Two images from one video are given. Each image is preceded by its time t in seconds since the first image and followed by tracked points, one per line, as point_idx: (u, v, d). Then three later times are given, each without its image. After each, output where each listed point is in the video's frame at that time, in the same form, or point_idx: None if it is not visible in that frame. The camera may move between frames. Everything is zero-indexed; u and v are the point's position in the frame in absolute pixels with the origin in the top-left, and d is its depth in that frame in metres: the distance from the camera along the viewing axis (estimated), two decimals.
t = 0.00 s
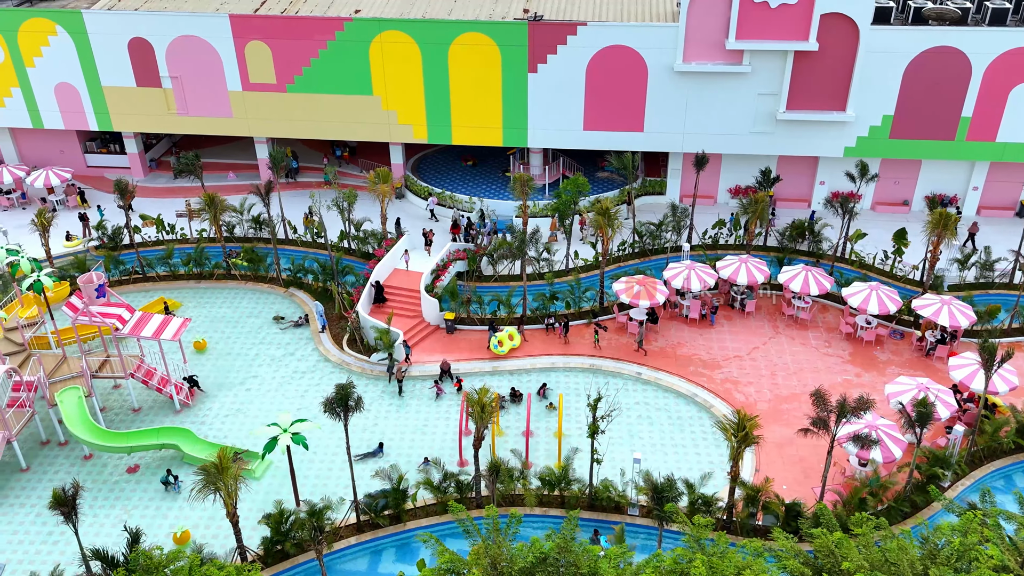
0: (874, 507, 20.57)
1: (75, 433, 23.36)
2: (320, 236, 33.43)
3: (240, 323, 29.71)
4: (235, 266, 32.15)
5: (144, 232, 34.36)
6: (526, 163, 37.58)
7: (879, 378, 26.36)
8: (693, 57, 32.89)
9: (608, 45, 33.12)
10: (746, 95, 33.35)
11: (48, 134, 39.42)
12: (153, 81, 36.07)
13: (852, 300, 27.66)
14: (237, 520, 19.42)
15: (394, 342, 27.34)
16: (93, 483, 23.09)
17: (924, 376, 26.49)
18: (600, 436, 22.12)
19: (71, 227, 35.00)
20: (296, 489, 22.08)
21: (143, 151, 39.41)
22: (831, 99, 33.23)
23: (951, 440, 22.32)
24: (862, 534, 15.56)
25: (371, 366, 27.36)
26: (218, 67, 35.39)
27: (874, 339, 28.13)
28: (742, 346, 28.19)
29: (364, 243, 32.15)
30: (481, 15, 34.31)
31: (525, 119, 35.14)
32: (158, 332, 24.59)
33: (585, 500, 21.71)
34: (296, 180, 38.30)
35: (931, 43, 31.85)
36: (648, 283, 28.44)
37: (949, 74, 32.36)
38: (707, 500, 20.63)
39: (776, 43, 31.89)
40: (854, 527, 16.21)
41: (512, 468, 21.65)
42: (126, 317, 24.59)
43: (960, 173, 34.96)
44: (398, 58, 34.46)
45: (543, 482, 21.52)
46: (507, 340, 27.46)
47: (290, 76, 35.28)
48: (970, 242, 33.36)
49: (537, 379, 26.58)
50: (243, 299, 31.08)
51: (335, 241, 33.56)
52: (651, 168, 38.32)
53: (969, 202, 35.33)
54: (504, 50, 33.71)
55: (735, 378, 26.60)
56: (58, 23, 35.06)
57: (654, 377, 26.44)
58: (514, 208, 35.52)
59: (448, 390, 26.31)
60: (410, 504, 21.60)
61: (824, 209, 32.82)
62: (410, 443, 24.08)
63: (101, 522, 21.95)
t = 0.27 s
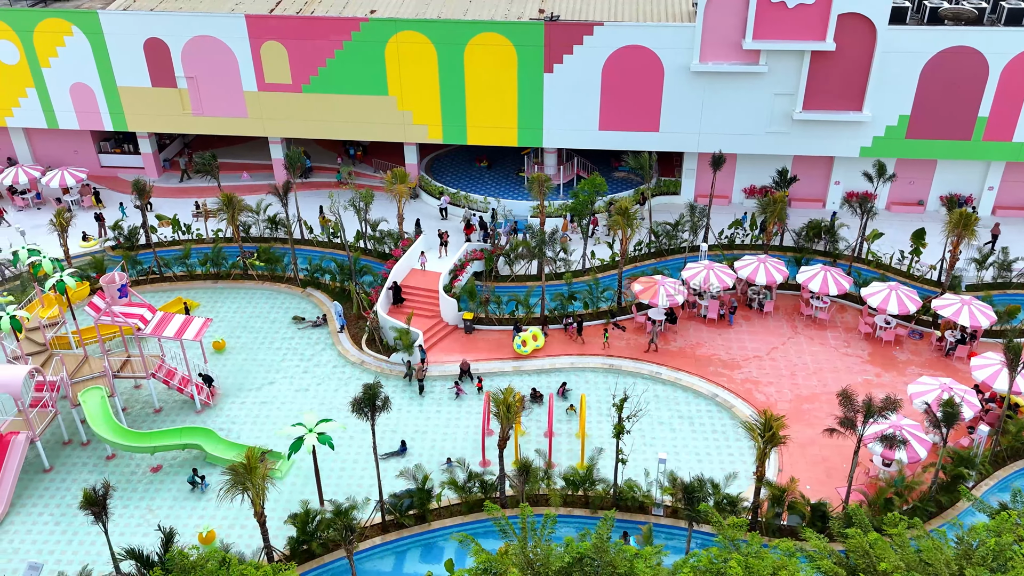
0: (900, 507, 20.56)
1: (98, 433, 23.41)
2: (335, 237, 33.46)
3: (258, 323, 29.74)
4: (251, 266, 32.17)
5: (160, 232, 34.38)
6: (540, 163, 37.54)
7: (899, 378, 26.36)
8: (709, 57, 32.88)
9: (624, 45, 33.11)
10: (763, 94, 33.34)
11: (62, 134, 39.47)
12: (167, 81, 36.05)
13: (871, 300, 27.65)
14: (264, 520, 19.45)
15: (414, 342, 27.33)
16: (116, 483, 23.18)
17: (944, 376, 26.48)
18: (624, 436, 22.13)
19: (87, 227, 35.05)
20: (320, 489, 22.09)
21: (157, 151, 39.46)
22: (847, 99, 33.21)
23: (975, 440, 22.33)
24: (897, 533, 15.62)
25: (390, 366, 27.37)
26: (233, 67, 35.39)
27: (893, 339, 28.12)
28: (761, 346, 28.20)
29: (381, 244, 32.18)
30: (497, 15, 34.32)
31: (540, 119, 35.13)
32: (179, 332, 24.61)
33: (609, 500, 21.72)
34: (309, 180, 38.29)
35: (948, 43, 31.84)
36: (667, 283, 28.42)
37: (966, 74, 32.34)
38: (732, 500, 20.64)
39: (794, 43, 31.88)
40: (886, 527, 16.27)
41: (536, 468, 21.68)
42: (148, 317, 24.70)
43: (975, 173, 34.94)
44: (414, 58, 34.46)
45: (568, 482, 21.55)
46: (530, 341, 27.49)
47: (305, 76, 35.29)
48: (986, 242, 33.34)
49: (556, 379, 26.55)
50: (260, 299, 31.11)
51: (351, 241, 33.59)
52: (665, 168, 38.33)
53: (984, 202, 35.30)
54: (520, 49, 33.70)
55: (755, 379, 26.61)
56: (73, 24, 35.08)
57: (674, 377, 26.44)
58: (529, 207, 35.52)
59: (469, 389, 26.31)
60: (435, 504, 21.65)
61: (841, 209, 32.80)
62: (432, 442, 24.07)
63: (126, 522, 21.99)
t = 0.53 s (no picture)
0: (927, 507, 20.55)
1: (122, 434, 23.39)
2: (352, 237, 33.47)
3: (276, 323, 29.80)
4: (269, 266, 32.17)
5: (176, 232, 34.40)
6: (555, 163, 37.47)
7: (920, 378, 26.36)
8: (726, 57, 32.88)
9: (641, 45, 33.10)
10: (779, 95, 33.33)
11: (77, 134, 39.50)
12: (183, 81, 36.01)
13: (891, 300, 27.65)
14: (292, 520, 19.44)
15: (434, 342, 27.35)
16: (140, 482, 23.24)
17: (965, 376, 26.48)
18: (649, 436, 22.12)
19: (103, 227, 35.07)
20: (345, 489, 22.09)
21: (171, 152, 39.50)
22: (864, 99, 33.21)
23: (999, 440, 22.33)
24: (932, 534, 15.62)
25: (410, 366, 27.40)
26: (249, 67, 35.36)
27: (912, 340, 28.12)
28: (781, 347, 28.22)
29: (398, 244, 32.20)
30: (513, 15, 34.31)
31: (556, 119, 35.10)
32: (202, 333, 24.61)
33: (633, 501, 21.70)
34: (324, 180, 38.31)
35: (966, 43, 31.83)
36: (686, 283, 28.42)
37: (983, 74, 32.34)
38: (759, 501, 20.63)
39: (811, 43, 31.87)
40: (919, 526, 16.27)
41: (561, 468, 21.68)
42: (170, 316, 24.77)
43: (991, 173, 34.93)
44: (430, 58, 34.44)
45: (593, 482, 21.53)
46: (554, 342, 27.42)
47: (321, 76, 35.28)
48: (1002, 242, 33.33)
49: (577, 379, 26.56)
50: (278, 299, 31.16)
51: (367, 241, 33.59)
52: (680, 168, 38.35)
53: (1000, 202, 35.28)
54: (537, 50, 33.67)
55: (776, 379, 26.62)
56: (89, 24, 35.05)
57: (694, 377, 26.44)
58: (545, 207, 35.53)
59: (490, 389, 26.34)
60: (460, 504, 21.67)
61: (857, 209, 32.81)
62: (455, 443, 24.07)
63: (152, 521, 22.02)
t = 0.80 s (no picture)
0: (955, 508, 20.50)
1: (146, 433, 23.38)
2: (368, 237, 33.50)
3: (295, 324, 29.88)
4: (286, 266, 32.20)
5: (193, 232, 34.43)
6: (570, 163, 37.51)
7: (941, 378, 26.36)
8: (743, 57, 32.87)
9: (658, 45, 33.09)
10: (796, 95, 33.34)
11: (91, 134, 39.53)
12: (198, 82, 36.00)
13: (911, 300, 27.64)
14: (321, 520, 19.46)
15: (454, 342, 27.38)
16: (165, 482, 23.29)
17: (986, 376, 26.47)
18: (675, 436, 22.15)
19: (119, 227, 35.11)
20: (370, 490, 22.11)
21: (185, 152, 39.53)
22: (881, 99, 33.22)
23: None
24: (967, 534, 15.70)
25: (430, 366, 27.46)
26: (265, 67, 35.34)
27: (932, 340, 28.11)
28: (801, 347, 28.23)
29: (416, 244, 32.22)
30: (529, 16, 34.31)
31: (572, 120, 35.08)
32: (225, 333, 24.63)
33: (659, 501, 21.73)
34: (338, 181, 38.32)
35: (984, 43, 31.81)
36: (706, 283, 28.42)
37: (1001, 74, 32.32)
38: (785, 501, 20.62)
39: (829, 43, 31.87)
40: (953, 527, 16.32)
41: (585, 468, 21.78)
42: (193, 317, 24.79)
43: (1007, 173, 34.91)
44: (447, 59, 34.42)
45: (618, 482, 21.55)
46: (579, 343, 27.41)
47: (337, 76, 35.27)
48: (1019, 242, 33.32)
49: (598, 379, 26.58)
50: (296, 299, 31.22)
51: (382, 241, 33.62)
52: (694, 169, 38.36)
53: (1016, 202, 35.26)
54: (553, 50, 33.65)
55: (797, 379, 26.63)
56: (105, 24, 35.03)
57: (715, 377, 26.47)
58: (561, 207, 35.53)
59: (511, 388, 26.40)
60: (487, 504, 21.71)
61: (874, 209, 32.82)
62: (479, 443, 24.11)
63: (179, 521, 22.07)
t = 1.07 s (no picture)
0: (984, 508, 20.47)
1: (171, 433, 23.38)
2: (386, 237, 33.53)
3: (315, 324, 29.92)
4: (305, 266, 32.23)
5: (210, 232, 34.43)
6: (585, 163, 37.54)
7: (963, 378, 26.35)
8: (761, 57, 32.87)
9: (676, 45, 33.09)
10: (814, 95, 33.34)
11: (106, 134, 39.55)
12: (215, 82, 36.00)
13: (932, 299, 27.64)
14: (351, 519, 19.47)
15: (476, 342, 27.40)
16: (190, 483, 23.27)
17: (1008, 376, 26.46)
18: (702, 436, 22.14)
19: (135, 227, 35.13)
20: (397, 490, 22.11)
21: (200, 153, 39.54)
22: (899, 99, 33.22)
23: None
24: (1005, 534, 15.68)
25: (452, 366, 27.52)
26: (281, 68, 35.35)
27: (953, 339, 28.10)
28: (821, 347, 28.23)
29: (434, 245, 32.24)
30: (546, 16, 34.32)
31: (588, 120, 35.07)
32: (249, 333, 24.65)
33: (685, 501, 21.73)
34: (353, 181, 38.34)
35: (1002, 43, 31.81)
36: (727, 283, 28.43)
37: (1019, 74, 32.31)
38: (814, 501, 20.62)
39: (848, 43, 31.86)
40: (989, 527, 16.32)
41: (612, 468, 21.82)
42: (217, 317, 24.80)
43: None
44: (464, 59, 34.41)
45: (645, 482, 21.54)
46: (604, 343, 27.41)
47: (353, 77, 35.27)
48: None
49: (620, 379, 26.58)
50: (315, 300, 31.25)
51: (399, 241, 33.65)
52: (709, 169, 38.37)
53: None
54: (571, 50, 33.65)
55: (819, 379, 26.62)
56: (122, 25, 35.03)
57: (737, 377, 26.49)
58: (578, 207, 35.54)
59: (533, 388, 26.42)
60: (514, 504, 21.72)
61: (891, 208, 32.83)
62: (504, 442, 24.12)
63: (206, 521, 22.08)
